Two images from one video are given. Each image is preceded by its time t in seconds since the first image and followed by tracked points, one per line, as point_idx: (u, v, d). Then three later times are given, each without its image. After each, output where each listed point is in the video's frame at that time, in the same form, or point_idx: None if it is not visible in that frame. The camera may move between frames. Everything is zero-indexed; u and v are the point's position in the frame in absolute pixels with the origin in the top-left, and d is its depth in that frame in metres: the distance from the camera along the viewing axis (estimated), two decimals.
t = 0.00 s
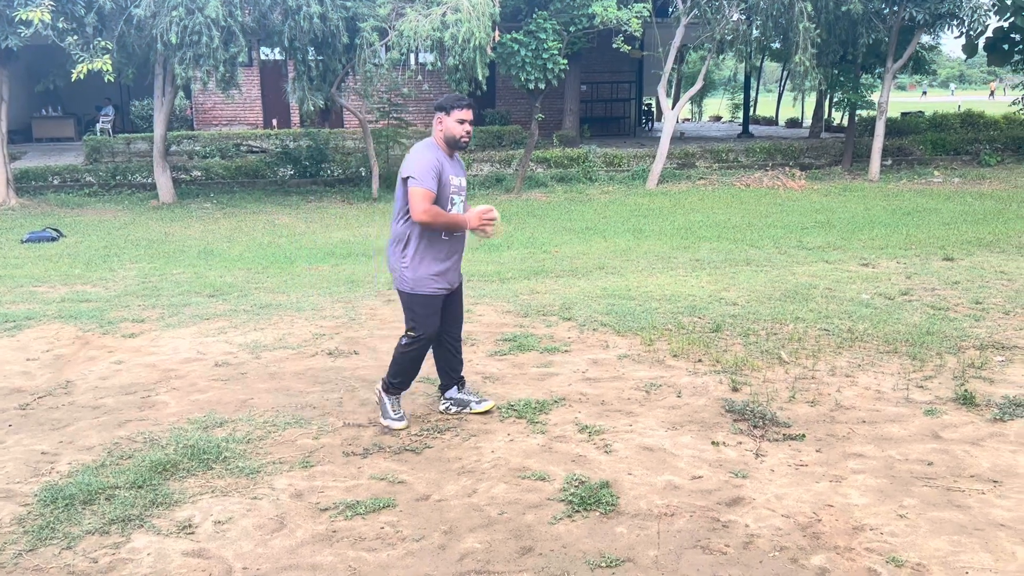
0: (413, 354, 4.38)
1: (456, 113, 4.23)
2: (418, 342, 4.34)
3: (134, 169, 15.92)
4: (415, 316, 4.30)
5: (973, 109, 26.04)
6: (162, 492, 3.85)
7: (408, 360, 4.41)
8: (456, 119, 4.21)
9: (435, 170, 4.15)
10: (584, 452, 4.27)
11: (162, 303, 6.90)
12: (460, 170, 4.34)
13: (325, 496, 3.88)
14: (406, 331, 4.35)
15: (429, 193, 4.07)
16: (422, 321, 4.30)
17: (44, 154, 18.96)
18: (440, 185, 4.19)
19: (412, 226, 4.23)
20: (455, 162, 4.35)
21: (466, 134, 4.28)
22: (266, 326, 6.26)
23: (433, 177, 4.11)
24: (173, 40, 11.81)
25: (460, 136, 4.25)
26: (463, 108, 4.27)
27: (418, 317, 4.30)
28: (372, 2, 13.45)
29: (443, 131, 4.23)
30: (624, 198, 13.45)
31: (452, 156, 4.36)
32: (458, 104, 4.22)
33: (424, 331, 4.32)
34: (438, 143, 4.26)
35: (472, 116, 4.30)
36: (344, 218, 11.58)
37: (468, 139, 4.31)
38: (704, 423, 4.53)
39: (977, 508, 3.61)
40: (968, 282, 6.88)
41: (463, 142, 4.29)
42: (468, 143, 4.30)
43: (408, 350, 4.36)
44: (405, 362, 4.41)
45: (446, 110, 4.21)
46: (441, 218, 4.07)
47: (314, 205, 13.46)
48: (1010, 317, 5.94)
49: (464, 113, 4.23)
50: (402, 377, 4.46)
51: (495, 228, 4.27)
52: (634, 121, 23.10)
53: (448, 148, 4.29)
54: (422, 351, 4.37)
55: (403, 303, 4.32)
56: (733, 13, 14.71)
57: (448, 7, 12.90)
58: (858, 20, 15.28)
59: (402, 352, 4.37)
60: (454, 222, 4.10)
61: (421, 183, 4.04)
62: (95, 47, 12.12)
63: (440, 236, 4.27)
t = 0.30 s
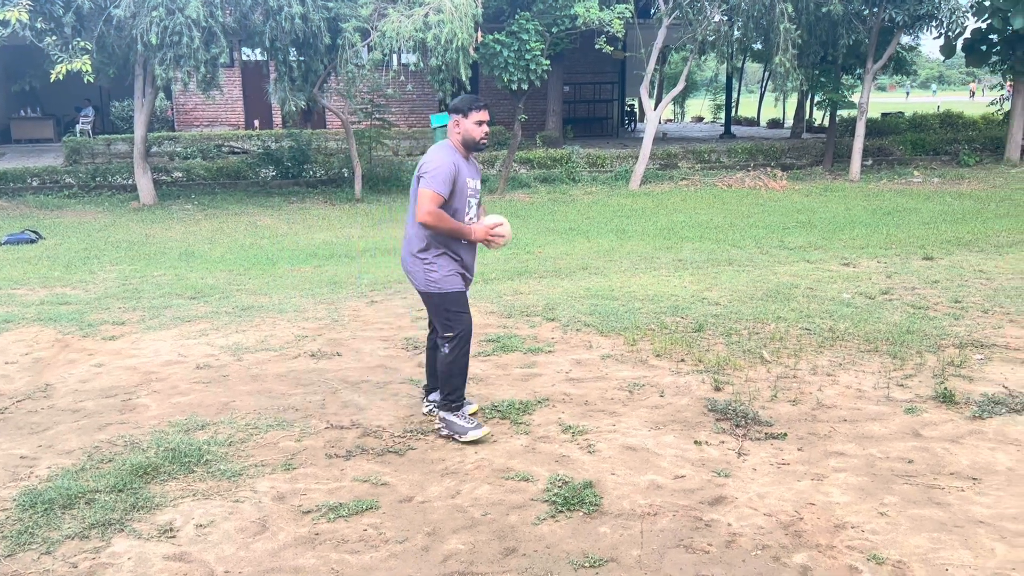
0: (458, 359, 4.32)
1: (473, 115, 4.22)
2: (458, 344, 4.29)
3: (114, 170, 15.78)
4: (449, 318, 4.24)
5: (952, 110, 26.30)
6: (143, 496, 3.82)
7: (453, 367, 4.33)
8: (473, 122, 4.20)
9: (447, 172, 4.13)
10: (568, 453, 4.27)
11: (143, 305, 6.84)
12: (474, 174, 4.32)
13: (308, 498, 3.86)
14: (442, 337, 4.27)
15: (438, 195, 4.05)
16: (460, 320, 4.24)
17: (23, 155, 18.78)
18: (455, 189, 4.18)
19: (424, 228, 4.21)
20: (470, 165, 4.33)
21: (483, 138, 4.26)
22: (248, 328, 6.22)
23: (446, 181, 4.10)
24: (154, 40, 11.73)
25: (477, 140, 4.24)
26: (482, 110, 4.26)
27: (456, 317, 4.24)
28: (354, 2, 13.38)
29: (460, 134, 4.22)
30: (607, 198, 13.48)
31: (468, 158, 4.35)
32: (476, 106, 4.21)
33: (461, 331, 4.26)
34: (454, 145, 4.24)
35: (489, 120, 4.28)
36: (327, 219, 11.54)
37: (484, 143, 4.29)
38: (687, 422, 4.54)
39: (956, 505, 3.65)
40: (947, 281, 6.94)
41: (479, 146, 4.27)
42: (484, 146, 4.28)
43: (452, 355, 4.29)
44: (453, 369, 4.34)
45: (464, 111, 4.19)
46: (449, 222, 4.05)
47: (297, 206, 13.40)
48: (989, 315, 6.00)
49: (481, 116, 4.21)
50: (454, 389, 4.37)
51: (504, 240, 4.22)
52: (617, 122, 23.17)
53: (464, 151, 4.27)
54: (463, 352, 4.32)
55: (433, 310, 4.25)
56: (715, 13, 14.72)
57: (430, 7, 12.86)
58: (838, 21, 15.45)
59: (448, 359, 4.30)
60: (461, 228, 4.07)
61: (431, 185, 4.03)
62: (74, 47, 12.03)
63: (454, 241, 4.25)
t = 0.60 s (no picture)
0: (479, 382, 4.06)
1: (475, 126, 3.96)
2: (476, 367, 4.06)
3: (86, 173, 15.58)
4: (464, 341, 4.04)
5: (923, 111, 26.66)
6: (115, 502, 3.77)
7: (474, 391, 4.09)
8: (474, 134, 3.95)
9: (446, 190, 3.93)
10: (544, 454, 4.28)
11: (115, 309, 6.75)
12: (483, 187, 4.07)
13: (283, 502, 3.83)
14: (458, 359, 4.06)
15: (432, 215, 3.86)
16: (476, 341, 4.03)
17: None
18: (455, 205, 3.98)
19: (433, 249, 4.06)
20: (480, 178, 4.09)
21: (489, 150, 4.00)
22: (222, 332, 6.17)
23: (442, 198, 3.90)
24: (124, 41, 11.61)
25: (481, 152, 3.98)
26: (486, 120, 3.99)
27: (471, 337, 4.04)
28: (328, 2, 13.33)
29: (463, 147, 3.98)
30: (583, 199, 13.53)
31: (479, 171, 4.11)
32: (478, 117, 3.94)
33: (476, 352, 4.05)
34: (459, 159, 4.02)
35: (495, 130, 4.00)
36: (302, 221, 11.48)
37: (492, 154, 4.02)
38: (662, 422, 4.56)
39: (927, 502, 3.69)
40: (918, 280, 7.02)
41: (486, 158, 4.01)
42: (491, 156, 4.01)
43: (470, 378, 4.06)
44: (475, 392, 4.09)
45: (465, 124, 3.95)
46: (442, 243, 3.84)
47: (272, 208, 13.32)
48: (958, 313, 6.09)
49: (483, 127, 3.95)
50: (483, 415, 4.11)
51: (508, 258, 3.92)
52: (593, 123, 23.28)
53: (471, 165, 4.04)
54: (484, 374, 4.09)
55: (449, 333, 4.06)
56: (689, 15, 14.79)
57: (405, 8, 12.84)
58: (811, 23, 15.62)
59: (468, 382, 4.06)
60: (455, 248, 3.84)
61: (423, 206, 3.84)
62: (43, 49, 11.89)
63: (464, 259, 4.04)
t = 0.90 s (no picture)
0: (457, 389, 3.99)
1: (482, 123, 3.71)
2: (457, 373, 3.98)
3: (49, 176, 15.35)
4: (453, 346, 3.95)
5: (889, 113, 27.06)
6: (77, 510, 3.71)
7: (454, 398, 4.03)
8: (479, 132, 3.69)
9: (441, 188, 3.70)
10: (513, 456, 4.28)
11: (79, 315, 6.66)
12: (486, 189, 3.82)
13: (249, 508, 3.80)
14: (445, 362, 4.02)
15: (421, 212, 3.65)
16: (458, 348, 3.93)
17: None
18: (450, 206, 3.75)
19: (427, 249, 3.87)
20: (485, 178, 3.84)
21: (495, 151, 3.74)
22: (188, 337, 6.10)
23: (435, 197, 3.69)
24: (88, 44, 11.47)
25: (485, 153, 3.73)
26: (493, 118, 3.72)
27: (456, 344, 3.94)
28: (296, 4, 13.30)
29: (468, 146, 3.74)
30: (553, 201, 13.58)
31: (486, 171, 3.85)
32: (483, 116, 3.69)
33: (461, 359, 3.95)
34: (463, 157, 3.78)
35: (502, 130, 3.74)
36: (270, 224, 11.41)
37: (499, 156, 3.76)
38: (630, 423, 4.58)
39: (890, 499, 3.74)
40: (882, 279, 7.13)
41: (491, 159, 3.75)
42: (499, 157, 3.77)
43: (449, 385, 4.00)
44: (455, 398, 4.03)
45: (470, 122, 3.69)
46: (426, 241, 3.61)
47: (240, 211, 13.23)
48: (921, 312, 6.18)
49: (488, 125, 3.68)
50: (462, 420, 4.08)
51: (497, 266, 3.62)
52: (563, 125, 23.39)
53: (476, 165, 3.79)
54: (468, 381, 4.00)
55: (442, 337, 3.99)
56: (657, 19, 14.98)
57: (372, 10, 12.78)
58: (777, 26, 15.79)
59: (448, 388, 4.01)
60: (440, 249, 3.60)
61: (412, 202, 3.64)
62: (5, 50, 11.71)
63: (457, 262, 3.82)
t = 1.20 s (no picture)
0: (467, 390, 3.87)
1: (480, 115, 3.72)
2: (468, 378, 3.81)
3: (13, 180, 15.11)
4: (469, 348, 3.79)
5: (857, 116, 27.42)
6: (37, 519, 3.65)
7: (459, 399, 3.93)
8: (473, 123, 3.71)
9: (436, 172, 3.78)
10: (481, 459, 4.27)
11: (41, 320, 6.56)
12: (487, 177, 3.76)
13: (213, 515, 3.75)
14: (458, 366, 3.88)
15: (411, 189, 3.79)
16: (472, 351, 3.77)
17: None
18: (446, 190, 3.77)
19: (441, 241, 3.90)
20: (490, 170, 3.78)
21: (492, 141, 3.71)
22: (153, 342, 6.03)
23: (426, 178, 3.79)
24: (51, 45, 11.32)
25: (482, 144, 3.71)
26: (493, 111, 3.71)
27: (469, 347, 3.78)
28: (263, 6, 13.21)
29: (468, 138, 3.77)
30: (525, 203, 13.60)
31: (495, 164, 3.80)
32: (479, 108, 3.70)
33: (477, 363, 3.79)
34: (469, 150, 3.81)
35: (500, 121, 3.69)
36: (237, 227, 11.32)
37: (499, 147, 3.71)
38: (599, 424, 4.59)
39: (854, 497, 3.77)
40: (847, 279, 7.22)
41: (487, 149, 3.72)
42: (497, 148, 3.72)
43: (456, 390, 3.87)
44: (456, 399, 3.95)
45: (468, 115, 3.72)
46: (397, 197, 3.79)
47: (208, 214, 13.11)
48: (885, 312, 6.25)
49: (483, 114, 3.69)
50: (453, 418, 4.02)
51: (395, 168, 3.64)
52: (534, 128, 23.54)
53: (480, 157, 3.77)
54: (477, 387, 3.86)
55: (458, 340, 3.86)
56: (626, 22, 15.09)
57: (340, 11, 12.68)
58: (744, 29, 15.85)
59: (453, 391, 3.89)
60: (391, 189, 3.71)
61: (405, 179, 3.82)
62: None
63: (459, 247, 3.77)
